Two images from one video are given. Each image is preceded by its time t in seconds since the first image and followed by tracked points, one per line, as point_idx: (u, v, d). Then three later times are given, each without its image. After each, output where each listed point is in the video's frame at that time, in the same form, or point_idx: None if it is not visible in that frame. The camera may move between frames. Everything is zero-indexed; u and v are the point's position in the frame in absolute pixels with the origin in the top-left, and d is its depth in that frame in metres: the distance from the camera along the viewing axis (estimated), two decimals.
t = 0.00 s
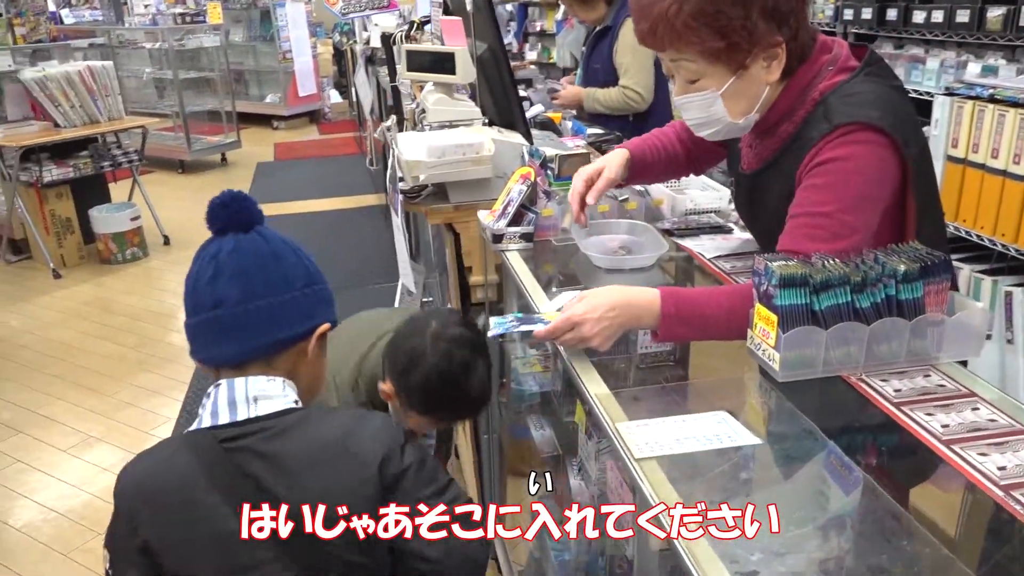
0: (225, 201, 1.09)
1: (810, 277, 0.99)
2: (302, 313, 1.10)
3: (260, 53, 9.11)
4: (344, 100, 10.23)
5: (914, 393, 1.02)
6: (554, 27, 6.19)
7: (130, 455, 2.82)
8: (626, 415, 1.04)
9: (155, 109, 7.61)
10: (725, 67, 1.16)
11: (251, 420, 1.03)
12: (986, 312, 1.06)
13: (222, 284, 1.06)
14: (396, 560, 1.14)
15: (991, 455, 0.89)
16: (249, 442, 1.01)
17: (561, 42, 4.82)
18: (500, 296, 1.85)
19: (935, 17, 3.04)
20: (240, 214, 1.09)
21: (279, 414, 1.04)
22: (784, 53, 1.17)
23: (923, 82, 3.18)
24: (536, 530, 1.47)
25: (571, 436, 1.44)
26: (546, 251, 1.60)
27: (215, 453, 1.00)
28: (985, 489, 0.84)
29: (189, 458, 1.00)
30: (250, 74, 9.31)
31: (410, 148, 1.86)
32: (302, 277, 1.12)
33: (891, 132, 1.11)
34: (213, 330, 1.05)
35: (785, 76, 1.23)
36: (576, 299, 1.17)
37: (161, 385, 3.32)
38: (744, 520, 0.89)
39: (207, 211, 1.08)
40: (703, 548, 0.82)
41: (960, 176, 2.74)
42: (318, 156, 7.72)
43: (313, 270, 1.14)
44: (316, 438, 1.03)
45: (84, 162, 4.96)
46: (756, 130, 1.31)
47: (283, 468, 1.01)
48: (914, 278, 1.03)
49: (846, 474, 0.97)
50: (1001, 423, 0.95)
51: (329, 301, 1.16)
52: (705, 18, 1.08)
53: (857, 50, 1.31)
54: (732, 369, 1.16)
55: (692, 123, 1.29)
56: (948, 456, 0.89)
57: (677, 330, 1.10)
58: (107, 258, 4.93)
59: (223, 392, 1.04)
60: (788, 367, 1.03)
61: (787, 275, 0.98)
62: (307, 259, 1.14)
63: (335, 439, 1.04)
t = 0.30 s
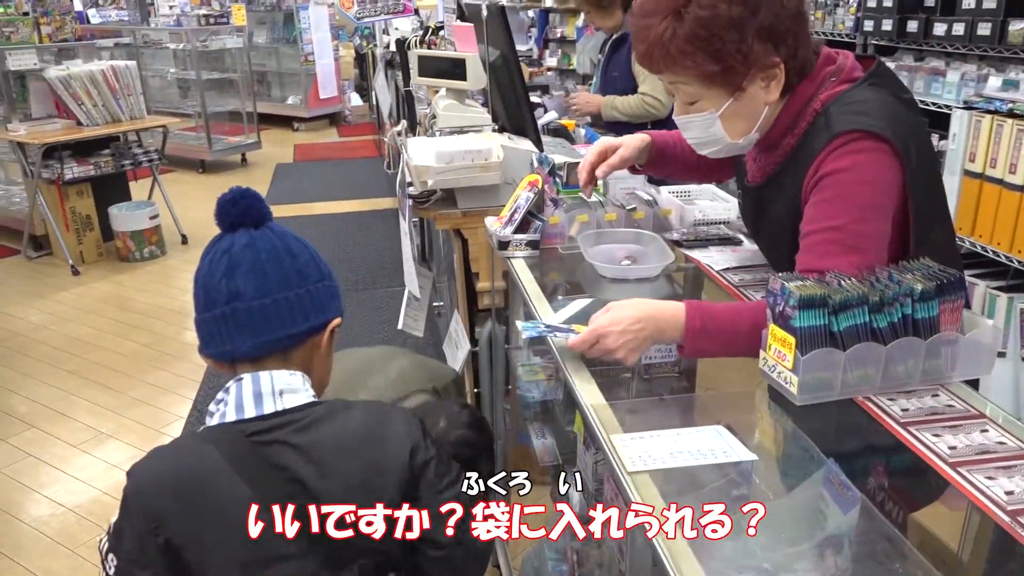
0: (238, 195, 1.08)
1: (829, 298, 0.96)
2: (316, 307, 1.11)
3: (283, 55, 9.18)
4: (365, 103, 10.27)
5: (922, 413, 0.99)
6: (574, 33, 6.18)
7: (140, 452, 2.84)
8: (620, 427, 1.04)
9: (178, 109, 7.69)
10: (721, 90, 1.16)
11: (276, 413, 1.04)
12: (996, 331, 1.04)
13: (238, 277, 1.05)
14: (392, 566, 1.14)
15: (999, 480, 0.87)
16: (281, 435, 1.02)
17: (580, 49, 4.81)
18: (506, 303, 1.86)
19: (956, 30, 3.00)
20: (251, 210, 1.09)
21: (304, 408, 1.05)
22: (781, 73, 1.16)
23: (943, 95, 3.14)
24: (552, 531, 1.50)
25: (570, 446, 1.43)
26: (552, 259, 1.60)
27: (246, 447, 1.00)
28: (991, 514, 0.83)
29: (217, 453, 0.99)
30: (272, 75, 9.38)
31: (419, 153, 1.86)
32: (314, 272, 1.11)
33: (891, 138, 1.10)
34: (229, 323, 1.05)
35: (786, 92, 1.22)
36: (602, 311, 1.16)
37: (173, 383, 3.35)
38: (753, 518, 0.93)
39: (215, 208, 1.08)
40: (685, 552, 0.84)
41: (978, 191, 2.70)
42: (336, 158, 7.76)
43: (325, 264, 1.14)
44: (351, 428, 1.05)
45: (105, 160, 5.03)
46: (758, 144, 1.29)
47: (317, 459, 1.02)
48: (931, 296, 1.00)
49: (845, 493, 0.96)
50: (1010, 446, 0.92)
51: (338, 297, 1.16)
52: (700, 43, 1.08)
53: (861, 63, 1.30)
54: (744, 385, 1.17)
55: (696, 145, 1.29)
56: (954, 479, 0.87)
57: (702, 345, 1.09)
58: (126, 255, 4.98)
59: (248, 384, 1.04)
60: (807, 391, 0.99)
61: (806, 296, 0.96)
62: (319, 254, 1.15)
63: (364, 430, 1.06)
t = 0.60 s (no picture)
0: (183, 211, 1.06)
1: (831, 298, 0.95)
2: (268, 315, 1.05)
3: (289, 55, 9.19)
4: (370, 103, 10.28)
5: (925, 414, 0.98)
6: (580, 31, 6.15)
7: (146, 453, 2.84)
8: (619, 429, 1.03)
9: (185, 110, 7.71)
10: (711, 85, 1.16)
11: (256, 422, 1.03)
12: (1001, 330, 1.02)
13: (189, 300, 1.05)
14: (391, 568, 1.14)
15: (1003, 481, 0.86)
16: (252, 450, 1.00)
17: (585, 48, 4.80)
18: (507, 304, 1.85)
19: (962, 26, 2.98)
20: (197, 223, 1.06)
21: (285, 417, 1.04)
22: (771, 68, 1.16)
23: (949, 92, 3.11)
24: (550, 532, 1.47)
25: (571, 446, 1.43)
26: (553, 258, 1.59)
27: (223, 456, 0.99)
28: (996, 515, 0.81)
29: (196, 461, 0.97)
30: (278, 75, 9.40)
31: (420, 153, 1.86)
32: (260, 275, 1.04)
33: (883, 133, 1.08)
34: (193, 344, 1.07)
35: (777, 90, 1.21)
36: (611, 309, 1.14)
37: (179, 383, 3.35)
38: (753, 518, 0.93)
39: (172, 222, 1.08)
40: (681, 552, 0.83)
41: (985, 189, 2.68)
42: (342, 158, 7.76)
43: (277, 263, 1.06)
44: (322, 449, 1.01)
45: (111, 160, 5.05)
46: (753, 142, 1.29)
47: (287, 478, 1.00)
48: (934, 295, 0.99)
49: (847, 494, 0.96)
50: (1014, 446, 0.91)
51: (303, 291, 1.07)
52: (687, 39, 1.08)
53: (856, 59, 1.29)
54: (746, 386, 1.16)
55: (689, 140, 1.29)
56: (958, 481, 0.86)
57: (712, 344, 1.08)
58: (132, 256, 4.99)
59: (230, 393, 1.05)
60: (809, 392, 0.98)
61: (809, 296, 0.95)
62: (272, 251, 1.06)
63: (338, 450, 1.01)
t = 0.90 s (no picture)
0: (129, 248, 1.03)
1: (823, 308, 0.95)
2: (216, 353, 1.00)
3: (273, 68, 9.18)
4: (355, 115, 10.27)
5: (919, 422, 0.98)
6: (563, 41, 6.18)
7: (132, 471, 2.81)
8: (614, 443, 1.03)
9: (168, 123, 7.67)
10: (707, 86, 1.16)
11: (216, 454, 1.01)
12: (991, 337, 1.03)
13: (142, 339, 1.02)
14: None
15: (998, 489, 0.86)
16: (209, 483, 0.98)
17: (569, 58, 4.82)
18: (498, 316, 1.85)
19: (942, 33, 3.01)
20: (145, 254, 1.02)
21: (245, 449, 1.02)
22: (765, 70, 1.17)
23: (930, 99, 3.15)
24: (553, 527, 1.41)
25: (563, 457, 1.42)
26: (542, 270, 1.59)
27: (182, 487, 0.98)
28: (990, 523, 0.81)
29: (156, 490, 0.95)
30: (262, 88, 9.37)
31: (407, 166, 1.85)
32: (207, 311, 1.00)
33: (874, 140, 1.09)
34: (152, 383, 1.04)
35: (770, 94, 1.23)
36: (616, 321, 1.14)
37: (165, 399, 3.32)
38: (753, 517, 0.94)
39: (124, 253, 1.04)
40: (673, 557, 0.85)
41: (968, 194, 2.70)
42: (328, 170, 7.74)
43: (222, 297, 1.00)
44: (278, 482, 0.98)
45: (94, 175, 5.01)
46: (743, 149, 1.30)
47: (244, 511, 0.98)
48: (923, 304, 0.99)
49: (842, 505, 0.92)
50: (1007, 454, 0.91)
51: (256, 321, 1.02)
52: (684, 39, 1.08)
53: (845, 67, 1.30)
54: (734, 394, 1.16)
55: (680, 146, 1.28)
56: (951, 489, 0.86)
57: (718, 355, 1.08)
58: (116, 271, 4.95)
59: (191, 424, 1.03)
60: (801, 402, 0.98)
61: (799, 306, 0.95)
62: (215, 286, 1.00)
63: (295, 482, 0.98)
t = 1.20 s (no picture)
0: (117, 253, 1.00)
1: (830, 303, 0.95)
2: (212, 360, 0.98)
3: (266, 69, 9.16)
4: (349, 115, 10.25)
5: (928, 417, 0.98)
6: (557, 39, 6.17)
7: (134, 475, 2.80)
8: (623, 440, 1.03)
9: (161, 127, 7.64)
10: (721, 74, 1.16)
11: (216, 462, 0.99)
12: (998, 331, 1.03)
13: (135, 348, 1.00)
14: None
15: (1009, 481, 0.86)
16: (210, 491, 0.96)
17: (564, 56, 4.80)
18: (500, 315, 1.84)
19: (938, 27, 3.02)
20: (133, 261, 1.00)
21: (245, 457, 0.99)
22: (780, 61, 1.17)
23: (927, 93, 3.15)
24: (553, 528, 1.43)
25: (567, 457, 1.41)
26: (545, 269, 1.59)
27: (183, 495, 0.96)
28: (1004, 516, 0.81)
29: (156, 499, 0.94)
30: (255, 90, 9.35)
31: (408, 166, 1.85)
32: (201, 318, 0.97)
33: (889, 135, 1.10)
34: (147, 392, 1.02)
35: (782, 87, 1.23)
36: (623, 321, 1.15)
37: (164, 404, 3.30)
38: (753, 518, 0.92)
39: (111, 260, 1.01)
40: (688, 556, 0.84)
41: (966, 187, 2.71)
42: (323, 172, 7.73)
43: (217, 303, 0.98)
44: (279, 485, 0.97)
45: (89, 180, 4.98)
46: (753, 143, 1.30)
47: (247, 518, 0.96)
48: (932, 297, 0.99)
49: (854, 500, 0.95)
50: (1017, 446, 0.91)
51: (252, 327, 1.00)
52: (701, 26, 1.08)
53: (854, 63, 1.31)
54: (742, 391, 1.16)
55: (691, 136, 1.28)
56: (964, 483, 0.86)
57: (725, 353, 1.09)
58: (112, 276, 4.93)
59: (190, 432, 1.01)
60: (810, 397, 0.99)
61: (807, 302, 0.95)
62: (210, 291, 0.98)
63: (294, 484, 0.97)
